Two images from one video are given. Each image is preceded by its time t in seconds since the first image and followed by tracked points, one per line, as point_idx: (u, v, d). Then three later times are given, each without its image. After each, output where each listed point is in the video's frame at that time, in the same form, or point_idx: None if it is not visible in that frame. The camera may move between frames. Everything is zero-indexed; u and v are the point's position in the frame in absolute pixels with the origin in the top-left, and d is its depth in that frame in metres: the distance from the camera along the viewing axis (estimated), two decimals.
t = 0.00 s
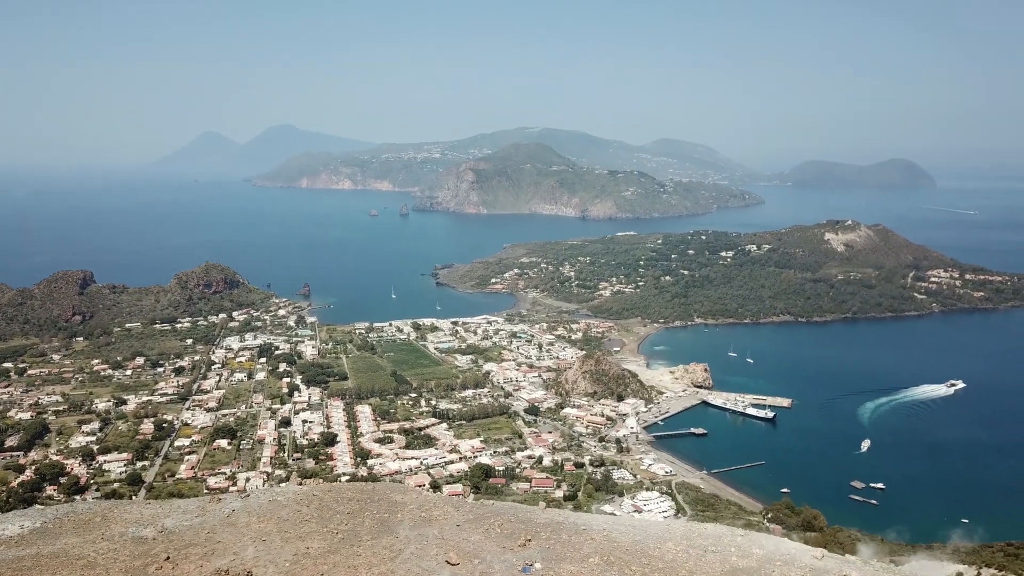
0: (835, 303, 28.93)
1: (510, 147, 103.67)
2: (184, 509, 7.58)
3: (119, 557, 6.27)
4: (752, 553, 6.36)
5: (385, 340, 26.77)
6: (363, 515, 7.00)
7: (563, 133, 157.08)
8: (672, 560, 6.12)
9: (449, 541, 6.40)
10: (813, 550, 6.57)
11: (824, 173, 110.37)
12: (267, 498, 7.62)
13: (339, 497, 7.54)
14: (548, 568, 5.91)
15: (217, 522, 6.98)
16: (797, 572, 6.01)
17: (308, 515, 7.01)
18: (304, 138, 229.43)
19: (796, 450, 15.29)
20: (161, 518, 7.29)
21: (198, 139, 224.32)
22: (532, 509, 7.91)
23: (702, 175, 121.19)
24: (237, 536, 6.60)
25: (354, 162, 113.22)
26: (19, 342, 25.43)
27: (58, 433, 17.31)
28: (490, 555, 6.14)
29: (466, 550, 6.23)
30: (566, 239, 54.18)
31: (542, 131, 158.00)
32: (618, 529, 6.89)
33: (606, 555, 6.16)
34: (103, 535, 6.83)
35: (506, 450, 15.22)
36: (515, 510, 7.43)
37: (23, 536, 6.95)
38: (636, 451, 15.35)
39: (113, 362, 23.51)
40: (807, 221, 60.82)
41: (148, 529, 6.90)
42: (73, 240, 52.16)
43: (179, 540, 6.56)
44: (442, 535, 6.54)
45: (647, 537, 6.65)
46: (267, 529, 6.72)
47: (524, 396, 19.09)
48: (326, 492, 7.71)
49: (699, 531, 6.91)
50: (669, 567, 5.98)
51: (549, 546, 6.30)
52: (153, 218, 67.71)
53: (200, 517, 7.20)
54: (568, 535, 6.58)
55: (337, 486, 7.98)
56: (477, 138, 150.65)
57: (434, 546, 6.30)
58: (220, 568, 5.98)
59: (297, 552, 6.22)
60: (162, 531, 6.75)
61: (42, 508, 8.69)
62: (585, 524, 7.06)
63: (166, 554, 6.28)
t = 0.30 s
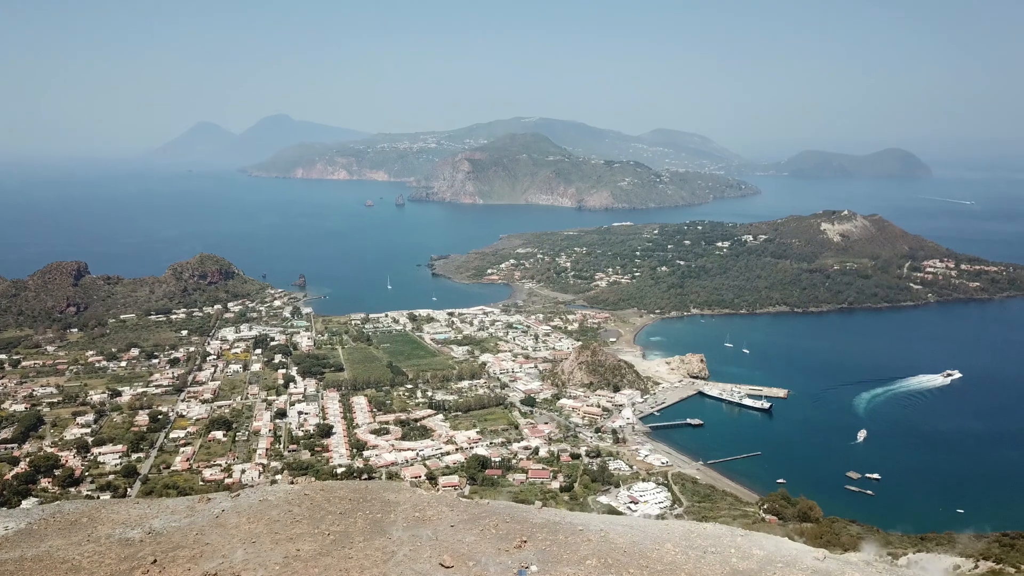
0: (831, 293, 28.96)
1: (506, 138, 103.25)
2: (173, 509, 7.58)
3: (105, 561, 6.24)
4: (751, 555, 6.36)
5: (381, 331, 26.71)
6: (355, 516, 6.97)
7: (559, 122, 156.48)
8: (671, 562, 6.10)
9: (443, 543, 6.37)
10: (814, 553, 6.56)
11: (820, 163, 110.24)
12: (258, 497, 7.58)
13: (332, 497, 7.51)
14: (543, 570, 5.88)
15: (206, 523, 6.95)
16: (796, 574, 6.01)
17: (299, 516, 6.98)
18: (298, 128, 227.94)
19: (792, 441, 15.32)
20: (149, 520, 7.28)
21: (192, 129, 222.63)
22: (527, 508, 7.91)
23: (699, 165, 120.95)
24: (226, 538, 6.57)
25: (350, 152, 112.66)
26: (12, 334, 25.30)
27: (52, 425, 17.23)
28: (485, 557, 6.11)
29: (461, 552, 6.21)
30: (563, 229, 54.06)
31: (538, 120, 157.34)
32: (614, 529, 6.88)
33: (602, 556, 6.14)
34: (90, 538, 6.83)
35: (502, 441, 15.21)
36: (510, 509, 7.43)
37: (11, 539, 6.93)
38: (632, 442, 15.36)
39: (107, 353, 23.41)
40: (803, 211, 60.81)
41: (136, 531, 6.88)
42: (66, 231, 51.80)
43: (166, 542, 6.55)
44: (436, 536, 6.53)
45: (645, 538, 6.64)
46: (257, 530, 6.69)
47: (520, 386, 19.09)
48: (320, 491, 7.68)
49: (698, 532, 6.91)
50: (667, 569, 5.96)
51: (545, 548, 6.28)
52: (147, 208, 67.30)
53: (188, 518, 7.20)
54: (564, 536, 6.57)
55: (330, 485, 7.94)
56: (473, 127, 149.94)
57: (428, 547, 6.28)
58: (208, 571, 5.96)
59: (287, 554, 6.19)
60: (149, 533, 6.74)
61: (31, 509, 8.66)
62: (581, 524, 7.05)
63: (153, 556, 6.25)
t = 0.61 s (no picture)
0: (826, 283, 28.99)
1: (501, 127, 102.86)
2: (160, 509, 7.53)
3: (91, 566, 6.21)
4: (751, 558, 6.32)
5: (376, 321, 26.65)
6: (347, 517, 6.93)
7: (555, 111, 155.80)
8: (668, 566, 6.06)
9: (436, 546, 6.33)
10: (816, 555, 6.53)
11: (816, 151, 110.20)
12: (247, 498, 7.55)
13: (324, 496, 7.47)
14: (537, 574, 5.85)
15: (193, 526, 6.91)
16: None
17: (290, 517, 6.95)
18: (292, 117, 226.61)
19: (788, 431, 15.34)
20: (135, 522, 7.23)
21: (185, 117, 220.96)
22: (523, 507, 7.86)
23: (694, 154, 120.82)
24: (213, 542, 6.53)
25: (344, 141, 112.02)
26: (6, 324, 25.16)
27: (46, 417, 17.16)
28: (479, 561, 6.07)
29: (455, 555, 6.16)
30: (558, 218, 53.95)
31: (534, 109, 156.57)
32: (611, 531, 6.84)
33: (599, 559, 6.09)
34: (74, 541, 6.78)
35: (498, 431, 15.22)
36: (506, 510, 7.38)
37: None
38: (628, 432, 15.37)
39: (102, 344, 23.29)
40: (799, 200, 60.85)
41: (122, 534, 6.85)
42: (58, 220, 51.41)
43: (152, 547, 6.51)
44: (428, 539, 6.48)
45: (642, 540, 6.60)
46: (245, 533, 6.65)
47: (516, 376, 19.09)
48: (311, 491, 7.64)
49: (697, 534, 6.87)
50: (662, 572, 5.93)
51: (541, 550, 6.23)
52: (140, 198, 66.87)
53: (175, 520, 7.16)
54: (560, 538, 6.52)
55: (323, 484, 7.90)
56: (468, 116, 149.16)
57: (421, 551, 6.24)
58: None
59: (276, 558, 6.15)
60: (135, 537, 6.70)
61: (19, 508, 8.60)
62: (578, 525, 7.00)
63: (138, 562, 6.22)
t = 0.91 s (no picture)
0: (822, 273, 29.02)
1: (496, 116, 102.38)
2: (148, 511, 7.52)
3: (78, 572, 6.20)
4: (751, 561, 6.30)
5: (371, 312, 26.56)
6: (339, 519, 6.91)
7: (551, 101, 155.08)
8: (666, 570, 6.04)
9: (430, 550, 6.30)
10: (817, 558, 6.54)
11: (812, 141, 110.06)
12: (236, 499, 7.53)
13: (316, 497, 7.44)
14: None
15: (182, 528, 6.90)
16: None
17: (280, 520, 6.93)
18: (287, 107, 225.24)
19: (784, 422, 15.36)
20: (122, 524, 7.19)
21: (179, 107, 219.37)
22: (518, 508, 7.84)
23: (691, 144, 120.55)
24: (200, 546, 6.52)
25: (339, 131, 111.39)
26: None
27: (41, 408, 17.08)
28: (475, 565, 6.05)
29: (450, 559, 6.14)
30: (554, 209, 53.81)
31: (529, 98, 155.77)
32: (608, 534, 6.81)
33: (594, 563, 6.08)
34: (60, 545, 6.76)
35: (494, 422, 15.21)
36: (501, 511, 7.34)
37: None
38: (624, 423, 15.39)
39: (96, 335, 23.17)
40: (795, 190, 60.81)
41: (108, 537, 6.84)
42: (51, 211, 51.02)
43: (140, 550, 6.51)
44: (422, 542, 6.46)
45: (640, 543, 6.56)
46: (234, 536, 6.64)
47: (512, 367, 19.07)
48: (303, 491, 7.61)
49: (695, 536, 6.85)
50: None
51: (537, 554, 6.21)
52: (133, 188, 66.37)
53: (163, 522, 7.14)
54: (556, 541, 6.47)
55: (316, 483, 7.87)
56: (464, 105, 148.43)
57: (415, 555, 6.22)
58: None
59: (265, 564, 6.15)
60: (121, 540, 6.67)
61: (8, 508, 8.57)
62: (575, 528, 6.96)
63: (124, 567, 6.22)
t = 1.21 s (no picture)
0: (818, 266, 29.03)
1: (491, 108, 101.95)
2: (134, 517, 7.54)
3: None
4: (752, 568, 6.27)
5: (366, 305, 26.47)
6: (330, 524, 6.88)
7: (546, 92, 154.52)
8: None
9: (424, 557, 6.28)
10: (820, 565, 6.51)
11: (807, 133, 110.00)
12: (224, 504, 7.54)
13: (307, 501, 7.41)
14: None
15: (168, 535, 6.91)
16: None
17: (269, 524, 6.91)
18: (281, 99, 223.85)
19: (779, 414, 15.36)
20: (107, 530, 7.22)
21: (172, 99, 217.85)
22: (514, 511, 7.83)
23: (686, 136, 120.36)
24: (186, 553, 6.53)
25: (334, 123, 110.80)
26: None
27: (33, 403, 16.96)
28: (469, 572, 6.03)
29: (444, 565, 6.12)
30: (549, 201, 53.72)
31: (525, 90, 155.16)
32: (604, 538, 6.80)
33: (591, 569, 6.05)
34: (43, 552, 6.78)
35: (489, 416, 15.19)
36: (495, 516, 7.33)
37: None
38: (619, 416, 15.39)
39: (89, 329, 23.01)
40: (790, 182, 60.81)
41: (93, 544, 6.86)
42: (43, 203, 50.60)
43: (125, 556, 6.53)
44: (414, 548, 6.45)
45: (638, 549, 6.52)
46: (222, 542, 6.64)
47: (507, 360, 19.04)
48: (294, 495, 7.57)
49: (695, 541, 6.81)
50: None
51: (532, 561, 6.18)
52: (125, 180, 65.85)
53: (149, 528, 7.16)
54: (552, 546, 6.46)
55: (307, 487, 7.85)
56: (459, 97, 147.75)
57: (407, 562, 6.21)
58: None
59: (254, 571, 6.13)
60: (105, 547, 6.68)
61: None
62: (571, 533, 6.94)
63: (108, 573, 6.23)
